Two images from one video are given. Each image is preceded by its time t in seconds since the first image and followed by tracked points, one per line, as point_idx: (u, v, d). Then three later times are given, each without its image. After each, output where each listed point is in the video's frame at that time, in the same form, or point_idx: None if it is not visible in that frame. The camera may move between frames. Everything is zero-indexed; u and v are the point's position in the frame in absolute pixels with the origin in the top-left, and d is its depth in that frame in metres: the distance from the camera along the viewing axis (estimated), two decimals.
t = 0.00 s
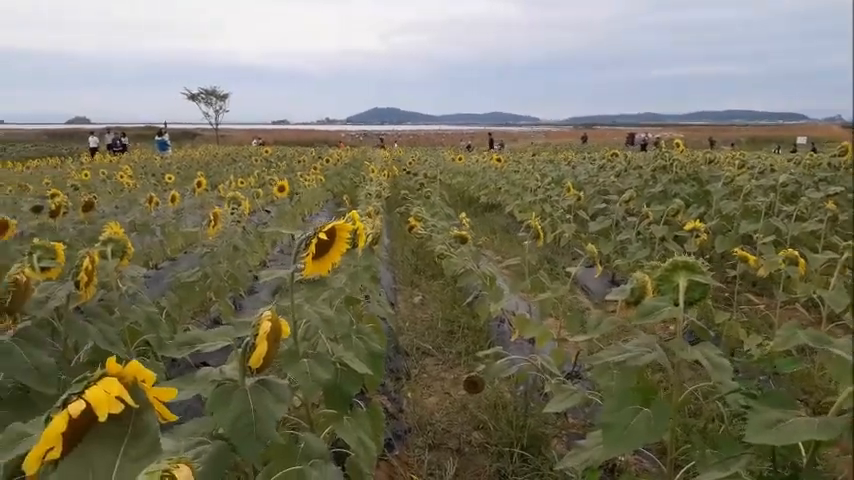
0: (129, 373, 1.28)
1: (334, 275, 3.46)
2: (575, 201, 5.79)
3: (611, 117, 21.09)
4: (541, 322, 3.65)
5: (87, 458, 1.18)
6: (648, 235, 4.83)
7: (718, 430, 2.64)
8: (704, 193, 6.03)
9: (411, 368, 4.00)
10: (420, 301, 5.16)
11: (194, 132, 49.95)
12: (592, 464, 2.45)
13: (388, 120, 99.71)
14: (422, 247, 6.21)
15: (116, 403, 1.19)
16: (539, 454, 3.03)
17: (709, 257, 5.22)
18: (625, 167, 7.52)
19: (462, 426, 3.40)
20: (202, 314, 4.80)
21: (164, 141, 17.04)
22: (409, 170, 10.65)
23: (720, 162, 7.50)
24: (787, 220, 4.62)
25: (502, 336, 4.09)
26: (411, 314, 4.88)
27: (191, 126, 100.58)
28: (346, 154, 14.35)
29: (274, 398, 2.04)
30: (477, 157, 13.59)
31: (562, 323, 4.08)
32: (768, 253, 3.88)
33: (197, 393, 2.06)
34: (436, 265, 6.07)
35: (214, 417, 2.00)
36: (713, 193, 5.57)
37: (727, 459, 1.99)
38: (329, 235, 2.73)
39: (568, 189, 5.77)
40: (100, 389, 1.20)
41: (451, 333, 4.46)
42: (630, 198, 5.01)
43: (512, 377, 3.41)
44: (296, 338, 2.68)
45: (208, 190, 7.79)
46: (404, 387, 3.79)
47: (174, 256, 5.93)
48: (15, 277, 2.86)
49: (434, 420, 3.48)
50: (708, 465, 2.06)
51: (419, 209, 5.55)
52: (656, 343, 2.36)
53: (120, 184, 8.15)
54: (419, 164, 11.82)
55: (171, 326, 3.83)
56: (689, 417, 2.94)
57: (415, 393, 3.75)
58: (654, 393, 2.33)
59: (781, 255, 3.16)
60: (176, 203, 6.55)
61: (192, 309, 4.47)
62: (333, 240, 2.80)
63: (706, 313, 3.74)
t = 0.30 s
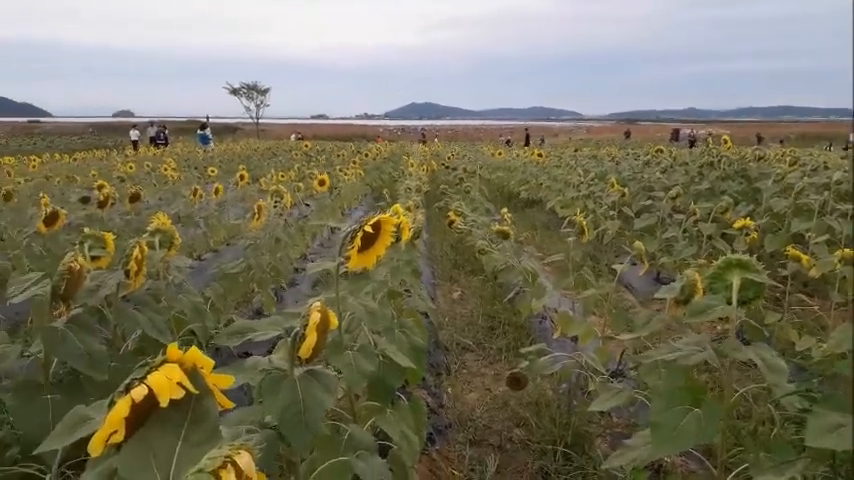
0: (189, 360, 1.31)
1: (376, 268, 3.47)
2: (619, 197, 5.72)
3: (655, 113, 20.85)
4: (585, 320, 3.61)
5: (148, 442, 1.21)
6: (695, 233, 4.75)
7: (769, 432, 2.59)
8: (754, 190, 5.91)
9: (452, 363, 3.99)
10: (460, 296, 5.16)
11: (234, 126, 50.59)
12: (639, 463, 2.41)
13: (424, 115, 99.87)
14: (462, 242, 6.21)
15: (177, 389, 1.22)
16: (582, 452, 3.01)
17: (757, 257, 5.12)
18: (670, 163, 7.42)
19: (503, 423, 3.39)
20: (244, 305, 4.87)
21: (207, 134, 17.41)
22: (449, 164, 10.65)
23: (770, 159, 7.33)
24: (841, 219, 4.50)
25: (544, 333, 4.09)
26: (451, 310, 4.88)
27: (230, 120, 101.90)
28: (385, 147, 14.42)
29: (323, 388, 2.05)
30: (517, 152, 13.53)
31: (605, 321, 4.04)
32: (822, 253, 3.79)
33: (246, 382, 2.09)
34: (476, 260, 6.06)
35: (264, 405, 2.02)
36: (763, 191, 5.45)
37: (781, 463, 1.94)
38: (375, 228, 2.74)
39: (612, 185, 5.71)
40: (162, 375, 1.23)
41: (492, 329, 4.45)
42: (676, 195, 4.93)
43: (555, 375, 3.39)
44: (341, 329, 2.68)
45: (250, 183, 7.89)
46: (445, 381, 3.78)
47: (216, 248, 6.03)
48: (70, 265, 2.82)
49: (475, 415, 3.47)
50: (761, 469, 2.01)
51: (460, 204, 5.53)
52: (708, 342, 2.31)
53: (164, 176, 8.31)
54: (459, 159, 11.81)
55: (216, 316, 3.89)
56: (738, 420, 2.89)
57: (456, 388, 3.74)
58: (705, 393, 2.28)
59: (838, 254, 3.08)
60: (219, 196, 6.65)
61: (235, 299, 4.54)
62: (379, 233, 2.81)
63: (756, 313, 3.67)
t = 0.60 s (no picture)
0: (260, 347, 1.43)
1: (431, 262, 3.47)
2: (681, 192, 5.59)
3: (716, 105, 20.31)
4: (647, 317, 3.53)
5: (221, 424, 1.34)
6: (762, 229, 4.61)
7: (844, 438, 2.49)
8: (825, 185, 5.70)
9: (507, 359, 3.96)
10: (515, 292, 5.11)
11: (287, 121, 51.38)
12: (706, 465, 2.33)
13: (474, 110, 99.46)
14: (518, 237, 6.16)
15: (249, 375, 1.34)
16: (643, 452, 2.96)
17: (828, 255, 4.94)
18: (735, 158, 7.21)
19: (560, 421, 3.34)
20: (300, 297, 4.93)
21: (261, 129, 17.73)
22: (503, 158, 10.58)
23: (842, 153, 7.06)
24: None
25: (603, 331, 4.03)
26: (506, 305, 4.84)
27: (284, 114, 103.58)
28: (439, 141, 14.41)
29: (382, 380, 2.05)
30: (573, 146, 13.36)
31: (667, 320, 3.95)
32: None
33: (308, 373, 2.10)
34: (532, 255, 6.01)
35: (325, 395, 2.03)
36: (835, 186, 5.26)
37: None
38: (434, 221, 2.73)
39: (674, 180, 5.58)
40: (235, 362, 1.35)
41: (548, 326, 4.39)
42: (742, 190, 4.79)
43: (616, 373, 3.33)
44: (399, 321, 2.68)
45: (305, 177, 7.97)
46: (500, 378, 3.74)
47: (272, 239, 6.11)
48: (136, 254, 2.88)
49: (531, 412, 3.43)
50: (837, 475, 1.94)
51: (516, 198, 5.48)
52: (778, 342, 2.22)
53: (222, 170, 8.46)
54: (513, 153, 11.72)
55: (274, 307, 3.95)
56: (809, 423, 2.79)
57: (511, 385, 3.70)
58: (776, 394, 2.18)
59: None
60: (275, 189, 6.74)
61: (292, 291, 4.60)
62: (438, 226, 2.80)
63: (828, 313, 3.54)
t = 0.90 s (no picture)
0: (328, 330, 1.47)
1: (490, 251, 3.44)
2: (750, 183, 5.41)
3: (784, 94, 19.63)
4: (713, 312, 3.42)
5: (292, 404, 1.38)
6: (838, 222, 4.42)
7: None
8: None
9: (565, 351, 3.89)
10: (573, 284, 5.02)
11: (342, 111, 51.82)
12: (778, 464, 2.23)
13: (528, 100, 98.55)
14: (578, 228, 6.09)
15: (318, 357, 1.38)
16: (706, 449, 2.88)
17: None
18: (808, 148, 6.95)
19: (620, 415, 3.28)
20: (356, 284, 4.96)
21: (317, 118, 17.95)
22: (562, 147, 10.44)
23: None
24: None
25: (667, 325, 3.94)
26: (564, 296, 4.77)
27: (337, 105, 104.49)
28: (496, 130, 14.31)
29: (444, 368, 2.04)
30: (633, 135, 13.10)
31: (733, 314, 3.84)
32: None
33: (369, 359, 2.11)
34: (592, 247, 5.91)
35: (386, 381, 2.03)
36: None
37: None
38: (496, 208, 2.71)
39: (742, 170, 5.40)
40: (305, 343, 1.40)
41: (608, 318, 4.31)
42: (816, 181, 4.60)
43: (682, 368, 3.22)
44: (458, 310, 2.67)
45: (361, 166, 8.01)
46: (558, 370, 3.69)
47: (328, 228, 6.17)
48: (201, 239, 2.93)
49: (590, 406, 3.38)
50: None
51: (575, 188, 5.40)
52: None
53: (280, 159, 8.57)
54: (572, 142, 11.55)
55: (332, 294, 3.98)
56: None
57: (570, 377, 3.64)
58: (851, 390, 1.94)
59: None
60: (332, 177, 6.79)
61: (348, 278, 4.63)
62: (500, 214, 2.77)
63: None
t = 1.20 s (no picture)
0: (396, 318, 1.45)
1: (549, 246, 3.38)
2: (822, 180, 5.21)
3: None
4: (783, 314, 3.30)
5: (361, 392, 1.38)
6: None
7: None
8: None
9: (627, 351, 3.81)
10: (634, 282, 4.92)
11: (395, 105, 52.03)
12: None
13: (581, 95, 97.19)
14: (639, 225, 5.98)
15: (387, 346, 1.38)
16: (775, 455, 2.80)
17: None
18: None
19: (684, 418, 3.20)
20: (411, 277, 4.96)
21: (371, 112, 18.08)
22: (622, 141, 10.27)
23: None
24: None
25: (732, 325, 3.83)
26: (625, 294, 4.68)
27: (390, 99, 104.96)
28: (553, 124, 14.16)
29: (507, 363, 2.01)
30: (696, 129, 12.78)
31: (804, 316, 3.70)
32: None
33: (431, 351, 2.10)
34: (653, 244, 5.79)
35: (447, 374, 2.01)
36: None
37: None
38: (558, 202, 2.66)
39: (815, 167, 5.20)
40: (373, 332, 1.39)
41: (671, 318, 4.22)
42: None
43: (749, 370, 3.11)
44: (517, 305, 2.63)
45: (416, 160, 8.02)
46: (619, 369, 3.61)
47: (383, 221, 6.19)
48: (263, 229, 2.96)
49: (651, 407, 3.30)
50: None
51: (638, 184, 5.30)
52: None
53: (335, 152, 8.64)
54: (632, 136, 11.34)
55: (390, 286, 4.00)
56: None
57: (631, 377, 3.57)
58: None
59: None
60: (387, 171, 6.81)
61: (404, 271, 4.64)
62: (563, 208, 2.72)
63: None
